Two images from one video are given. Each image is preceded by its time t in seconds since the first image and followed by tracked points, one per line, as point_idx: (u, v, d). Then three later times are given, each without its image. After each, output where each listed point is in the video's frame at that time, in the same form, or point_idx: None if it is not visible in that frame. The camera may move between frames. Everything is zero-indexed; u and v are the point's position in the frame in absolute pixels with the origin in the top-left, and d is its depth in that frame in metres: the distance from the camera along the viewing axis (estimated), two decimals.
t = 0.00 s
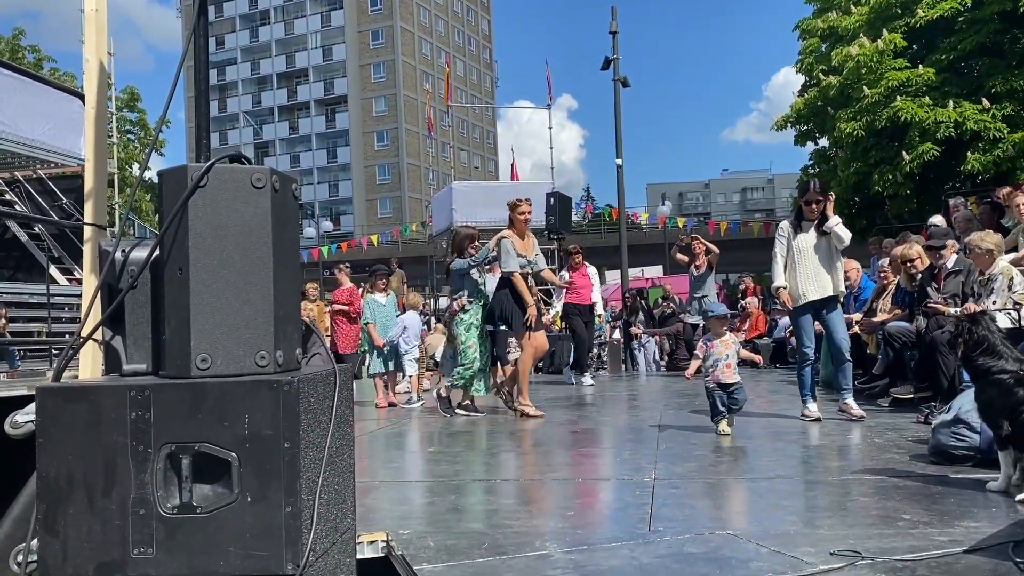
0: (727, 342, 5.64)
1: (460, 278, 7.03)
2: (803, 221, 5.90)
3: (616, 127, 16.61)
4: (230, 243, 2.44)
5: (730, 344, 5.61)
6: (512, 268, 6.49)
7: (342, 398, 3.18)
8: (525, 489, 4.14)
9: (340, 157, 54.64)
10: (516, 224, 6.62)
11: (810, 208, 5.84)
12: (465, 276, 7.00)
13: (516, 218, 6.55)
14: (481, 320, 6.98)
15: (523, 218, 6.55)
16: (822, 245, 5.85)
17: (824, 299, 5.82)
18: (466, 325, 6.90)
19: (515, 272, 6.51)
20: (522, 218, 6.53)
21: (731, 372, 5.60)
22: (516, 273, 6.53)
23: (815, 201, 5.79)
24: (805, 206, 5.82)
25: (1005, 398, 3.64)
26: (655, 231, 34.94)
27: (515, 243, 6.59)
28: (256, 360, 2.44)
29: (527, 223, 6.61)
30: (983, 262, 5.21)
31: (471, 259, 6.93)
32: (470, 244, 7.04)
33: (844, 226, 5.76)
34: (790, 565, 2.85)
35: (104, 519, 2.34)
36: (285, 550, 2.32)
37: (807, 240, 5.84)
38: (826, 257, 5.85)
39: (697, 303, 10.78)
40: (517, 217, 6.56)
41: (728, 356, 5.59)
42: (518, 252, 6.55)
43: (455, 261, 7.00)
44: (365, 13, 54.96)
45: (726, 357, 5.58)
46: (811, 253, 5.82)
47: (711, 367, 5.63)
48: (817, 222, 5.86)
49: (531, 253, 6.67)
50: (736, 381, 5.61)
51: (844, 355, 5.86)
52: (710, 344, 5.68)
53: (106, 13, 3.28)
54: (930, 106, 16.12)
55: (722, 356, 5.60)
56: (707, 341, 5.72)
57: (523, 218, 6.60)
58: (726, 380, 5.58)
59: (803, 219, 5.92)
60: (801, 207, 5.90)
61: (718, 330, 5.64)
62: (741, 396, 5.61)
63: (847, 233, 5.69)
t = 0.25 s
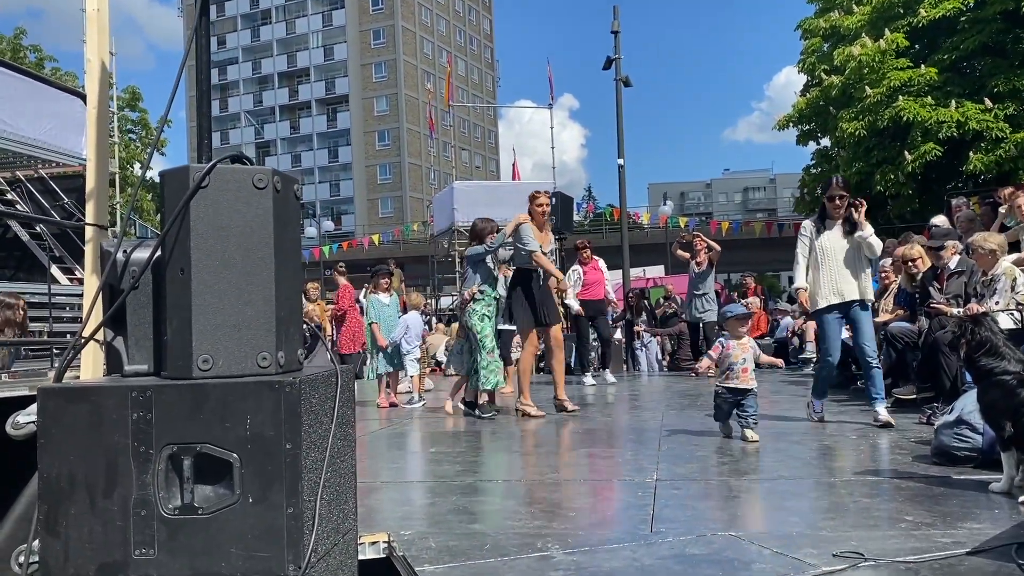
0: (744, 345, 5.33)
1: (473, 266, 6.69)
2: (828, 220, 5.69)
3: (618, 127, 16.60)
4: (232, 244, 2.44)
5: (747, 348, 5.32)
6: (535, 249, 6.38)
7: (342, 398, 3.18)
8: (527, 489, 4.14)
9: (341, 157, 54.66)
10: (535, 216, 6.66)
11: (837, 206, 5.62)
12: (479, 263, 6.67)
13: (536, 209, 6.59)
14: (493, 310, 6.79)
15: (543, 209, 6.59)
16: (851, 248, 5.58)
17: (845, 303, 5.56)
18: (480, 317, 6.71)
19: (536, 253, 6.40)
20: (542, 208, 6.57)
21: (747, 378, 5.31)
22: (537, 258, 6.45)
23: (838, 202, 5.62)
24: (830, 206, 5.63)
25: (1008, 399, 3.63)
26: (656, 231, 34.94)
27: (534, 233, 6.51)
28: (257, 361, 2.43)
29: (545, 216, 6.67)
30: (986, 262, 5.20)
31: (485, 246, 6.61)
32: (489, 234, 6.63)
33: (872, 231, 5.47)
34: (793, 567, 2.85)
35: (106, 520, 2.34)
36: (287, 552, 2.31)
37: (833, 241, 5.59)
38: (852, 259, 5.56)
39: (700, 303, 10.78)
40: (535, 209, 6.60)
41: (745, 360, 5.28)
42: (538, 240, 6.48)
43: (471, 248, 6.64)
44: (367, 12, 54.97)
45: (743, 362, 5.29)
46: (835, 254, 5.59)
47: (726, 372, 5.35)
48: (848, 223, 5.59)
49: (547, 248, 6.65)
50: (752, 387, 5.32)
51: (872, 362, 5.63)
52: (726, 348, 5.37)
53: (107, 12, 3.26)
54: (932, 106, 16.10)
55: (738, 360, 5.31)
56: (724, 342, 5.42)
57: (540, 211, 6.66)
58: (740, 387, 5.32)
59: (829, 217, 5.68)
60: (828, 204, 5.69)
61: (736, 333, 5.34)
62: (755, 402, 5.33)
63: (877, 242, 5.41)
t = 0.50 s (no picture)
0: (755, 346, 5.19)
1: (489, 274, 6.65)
2: (839, 218, 5.63)
3: (619, 127, 16.61)
4: (236, 246, 2.44)
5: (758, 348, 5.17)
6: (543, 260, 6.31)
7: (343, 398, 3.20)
8: (529, 491, 4.14)
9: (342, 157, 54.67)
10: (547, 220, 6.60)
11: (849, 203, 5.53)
12: (495, 272, 6.65)
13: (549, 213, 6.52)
14: (511, 315, 6.73)
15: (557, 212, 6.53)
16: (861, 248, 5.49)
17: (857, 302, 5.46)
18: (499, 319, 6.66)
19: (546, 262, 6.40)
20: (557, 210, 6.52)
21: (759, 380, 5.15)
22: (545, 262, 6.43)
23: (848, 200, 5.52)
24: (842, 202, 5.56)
25: (1010, 401, 3.64)
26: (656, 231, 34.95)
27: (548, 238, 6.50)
28: (261, 363, 2.44)
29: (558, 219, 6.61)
30: (987, 264, 5.19)
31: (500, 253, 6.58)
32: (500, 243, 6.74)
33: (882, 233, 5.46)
34: (795, 569, 2.85)
35: (110, 522, 2.34)
36: (290, 553, 2.32)
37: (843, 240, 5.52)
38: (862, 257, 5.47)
39: (700, 305, 10.78)
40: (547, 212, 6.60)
41: (757, 360, 5.14)
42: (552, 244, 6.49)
43: (486, 257, 6.62)
44: (367, 13, 54.98)
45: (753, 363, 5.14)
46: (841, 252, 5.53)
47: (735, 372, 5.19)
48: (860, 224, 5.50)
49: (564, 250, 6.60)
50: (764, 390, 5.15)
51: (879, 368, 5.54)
52: (738, 348, 5.23)
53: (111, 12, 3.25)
54: (933, 107, 16.10)
55: (749, 361, 5.16)
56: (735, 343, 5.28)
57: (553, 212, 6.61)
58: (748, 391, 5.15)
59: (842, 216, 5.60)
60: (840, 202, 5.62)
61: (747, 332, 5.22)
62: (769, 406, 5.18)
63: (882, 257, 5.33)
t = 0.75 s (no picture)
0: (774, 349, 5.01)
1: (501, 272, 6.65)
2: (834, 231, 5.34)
3: (619, 129, 16.62)
4: (237, 249, 2.44)
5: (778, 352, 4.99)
6: (544, 261, 6.49)
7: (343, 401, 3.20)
8: (529, 493, 4.14)
9: (342, 158, 54.65)
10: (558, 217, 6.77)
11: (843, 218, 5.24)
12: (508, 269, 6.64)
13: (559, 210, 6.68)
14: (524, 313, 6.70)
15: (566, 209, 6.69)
16: (857, 266, 5.26)
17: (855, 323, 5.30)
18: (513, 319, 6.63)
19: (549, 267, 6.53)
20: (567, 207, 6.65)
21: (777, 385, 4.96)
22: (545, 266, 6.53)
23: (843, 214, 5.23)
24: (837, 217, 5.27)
25: (1012, 404, 3.63)
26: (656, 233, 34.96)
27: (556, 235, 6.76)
28: (261, 365, 2.43)
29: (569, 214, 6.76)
30: (987, 266, 5.18)
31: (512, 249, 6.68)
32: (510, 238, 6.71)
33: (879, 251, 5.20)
34: (796, 571, 2.85)
35: (111, 525, 2.34)
36: (291, 555, 2.32)
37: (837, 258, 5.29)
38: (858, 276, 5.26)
39: (700, 307, 10.75)
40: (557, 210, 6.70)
41: (776, 365, 4.96)
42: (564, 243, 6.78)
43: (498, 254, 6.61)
44: (367, 14, 55.02)
45: (772, 368, 4.95)
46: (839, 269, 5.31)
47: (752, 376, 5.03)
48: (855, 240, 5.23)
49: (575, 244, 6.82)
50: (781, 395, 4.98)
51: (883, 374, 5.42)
52: (757, 351, 5.04)
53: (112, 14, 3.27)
54: (933, 109, 16.11)
55: (768, 366, 4.97)
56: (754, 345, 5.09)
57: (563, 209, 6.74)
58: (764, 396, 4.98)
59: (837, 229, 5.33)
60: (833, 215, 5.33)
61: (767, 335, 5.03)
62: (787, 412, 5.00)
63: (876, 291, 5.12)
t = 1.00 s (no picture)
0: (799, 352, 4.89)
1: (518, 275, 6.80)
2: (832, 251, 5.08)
3: (618, 131, 16.64)
4: (236, 252, 2.45)
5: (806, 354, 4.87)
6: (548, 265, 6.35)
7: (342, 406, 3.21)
8: (528, 496, 4.14)
9: (341, 160, 54.65)
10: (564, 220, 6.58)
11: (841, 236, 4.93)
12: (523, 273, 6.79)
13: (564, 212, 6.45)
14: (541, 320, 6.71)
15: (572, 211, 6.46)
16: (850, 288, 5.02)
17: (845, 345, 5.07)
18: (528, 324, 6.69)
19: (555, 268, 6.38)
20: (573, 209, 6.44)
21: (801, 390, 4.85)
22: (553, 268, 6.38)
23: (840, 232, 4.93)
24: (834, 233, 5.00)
25: (1011, 405, 3.64)
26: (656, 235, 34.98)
27: (562, 237, 6.52)
28: (260, 368, 2.43)
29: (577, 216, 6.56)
30: (985, 268, 5.17)
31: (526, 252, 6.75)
32: (529, 244, 6.85)
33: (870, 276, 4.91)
34: (795, 574, 2.84)
35: (109, 528, 2.34)
36: (289, 558, 2.31)
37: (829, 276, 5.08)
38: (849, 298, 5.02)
39: (697, 310, 10.70)
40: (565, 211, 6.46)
41: (799, 368, 4.85)
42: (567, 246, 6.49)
43: (515, 259, 6.82)
44: (367, 16, 55.06)
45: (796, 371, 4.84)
46: (833, 288, 5.12)
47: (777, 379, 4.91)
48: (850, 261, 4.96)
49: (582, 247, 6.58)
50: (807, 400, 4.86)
51: (871, 368, 5.00)
52: (779, 353, 4.95)
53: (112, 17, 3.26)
54: (933, 111, 16.13)
55: (792, 368, 4.87)
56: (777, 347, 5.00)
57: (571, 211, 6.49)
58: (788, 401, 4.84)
59: (835, 246, 5.06)
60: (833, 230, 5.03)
61: (792, 337, 4.93)
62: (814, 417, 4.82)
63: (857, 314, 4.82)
